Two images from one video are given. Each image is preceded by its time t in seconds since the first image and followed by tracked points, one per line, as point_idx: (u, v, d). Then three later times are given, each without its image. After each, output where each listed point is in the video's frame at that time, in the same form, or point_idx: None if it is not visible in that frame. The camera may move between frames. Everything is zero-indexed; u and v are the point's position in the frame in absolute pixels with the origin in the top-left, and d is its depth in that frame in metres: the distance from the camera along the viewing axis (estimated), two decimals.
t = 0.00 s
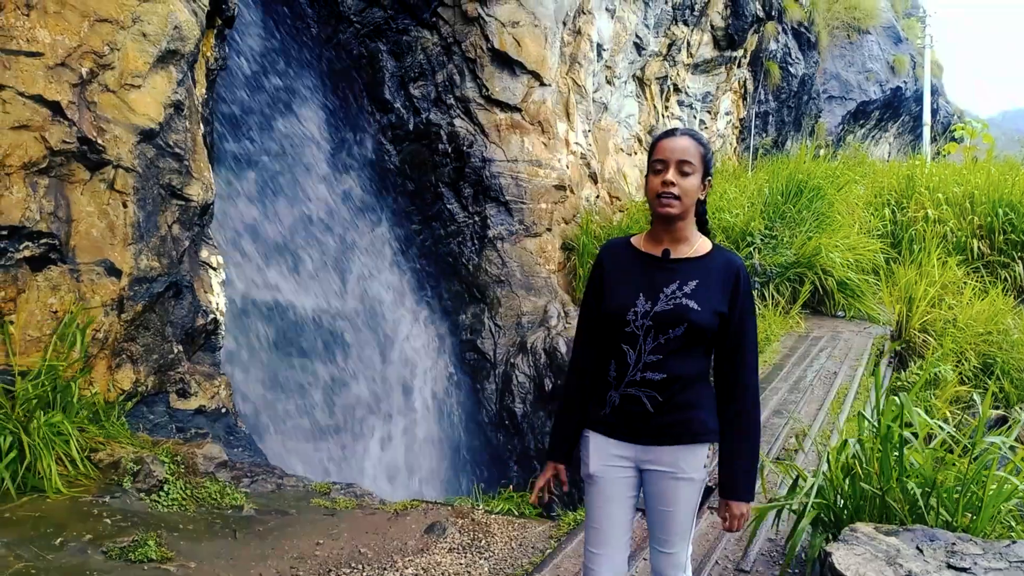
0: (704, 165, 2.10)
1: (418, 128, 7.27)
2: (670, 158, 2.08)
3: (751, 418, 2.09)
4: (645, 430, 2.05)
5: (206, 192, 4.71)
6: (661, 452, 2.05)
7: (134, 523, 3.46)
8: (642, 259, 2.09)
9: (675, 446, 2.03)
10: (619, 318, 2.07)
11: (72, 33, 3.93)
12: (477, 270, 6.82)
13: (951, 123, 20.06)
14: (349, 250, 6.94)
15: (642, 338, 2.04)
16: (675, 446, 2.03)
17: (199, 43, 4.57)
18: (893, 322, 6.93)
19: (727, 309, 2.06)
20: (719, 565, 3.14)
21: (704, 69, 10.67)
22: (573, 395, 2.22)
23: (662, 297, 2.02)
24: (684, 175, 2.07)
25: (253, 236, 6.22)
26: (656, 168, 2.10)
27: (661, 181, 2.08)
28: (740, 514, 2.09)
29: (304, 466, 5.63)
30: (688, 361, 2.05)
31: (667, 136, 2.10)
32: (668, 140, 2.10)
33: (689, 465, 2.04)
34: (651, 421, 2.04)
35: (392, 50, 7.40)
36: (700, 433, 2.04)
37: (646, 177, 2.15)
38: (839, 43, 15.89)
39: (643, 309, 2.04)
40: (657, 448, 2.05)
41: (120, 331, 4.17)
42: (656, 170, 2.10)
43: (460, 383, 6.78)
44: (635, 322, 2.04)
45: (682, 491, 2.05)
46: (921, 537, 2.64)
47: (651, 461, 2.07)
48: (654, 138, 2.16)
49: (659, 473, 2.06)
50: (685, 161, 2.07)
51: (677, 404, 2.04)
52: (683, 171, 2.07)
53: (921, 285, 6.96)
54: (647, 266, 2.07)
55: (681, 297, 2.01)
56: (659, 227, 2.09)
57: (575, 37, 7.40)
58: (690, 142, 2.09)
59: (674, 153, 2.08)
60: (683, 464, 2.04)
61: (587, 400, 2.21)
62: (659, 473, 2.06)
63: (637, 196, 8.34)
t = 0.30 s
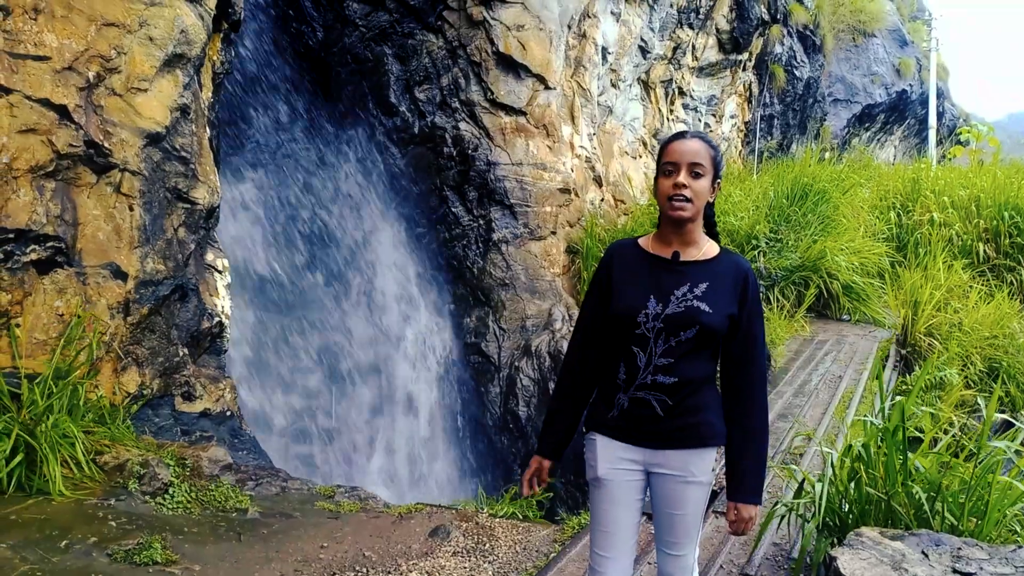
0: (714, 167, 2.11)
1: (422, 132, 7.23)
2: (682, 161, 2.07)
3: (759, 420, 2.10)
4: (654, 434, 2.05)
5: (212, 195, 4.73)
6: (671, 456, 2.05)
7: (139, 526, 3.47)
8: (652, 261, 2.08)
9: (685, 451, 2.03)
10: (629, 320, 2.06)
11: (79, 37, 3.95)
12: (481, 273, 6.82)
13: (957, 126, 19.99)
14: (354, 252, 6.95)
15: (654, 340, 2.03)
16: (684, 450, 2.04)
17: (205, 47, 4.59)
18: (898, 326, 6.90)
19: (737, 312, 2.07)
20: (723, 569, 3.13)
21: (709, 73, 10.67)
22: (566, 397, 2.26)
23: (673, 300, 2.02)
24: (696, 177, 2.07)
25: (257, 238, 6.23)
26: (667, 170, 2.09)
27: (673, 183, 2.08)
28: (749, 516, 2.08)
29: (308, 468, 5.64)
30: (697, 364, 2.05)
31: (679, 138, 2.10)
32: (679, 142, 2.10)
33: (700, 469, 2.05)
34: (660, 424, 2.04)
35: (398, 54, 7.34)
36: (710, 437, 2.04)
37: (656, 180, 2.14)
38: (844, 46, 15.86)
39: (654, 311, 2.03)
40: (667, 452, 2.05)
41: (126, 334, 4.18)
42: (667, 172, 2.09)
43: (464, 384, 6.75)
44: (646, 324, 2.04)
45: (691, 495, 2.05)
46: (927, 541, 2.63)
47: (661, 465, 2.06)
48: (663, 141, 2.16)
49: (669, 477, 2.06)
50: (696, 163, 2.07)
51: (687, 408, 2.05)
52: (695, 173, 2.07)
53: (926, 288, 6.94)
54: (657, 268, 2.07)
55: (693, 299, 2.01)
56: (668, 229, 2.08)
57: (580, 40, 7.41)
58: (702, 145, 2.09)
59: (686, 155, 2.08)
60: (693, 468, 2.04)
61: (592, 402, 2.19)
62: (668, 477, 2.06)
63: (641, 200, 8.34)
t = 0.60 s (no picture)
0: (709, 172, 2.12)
1: (421, 135, 7.25)
2: (683, 168, 2.06)
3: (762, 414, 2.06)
4: (656, 438, 2.06)
5: (210, 198, 4.73)
6: (673, 459, 2.06)
7: (137, 530, 3.46)
8: (652, 265, 2.08)
9: (687, 454, 2.04)
10: (631, 324, 2.06)
11: (79, 40, 3.95)
12: (480, 276, 6.83)
13: (955, 131, 20.03)
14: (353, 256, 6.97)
15: (656, 342, 2.03)
16: (686, 453, 2.04)
17: (205, 51, 4.60)
18: (897, 330, 6.91)
19: (738, 310, 2.05)
20: (722, 573, 3.13)
21: (708, 77, 10.69)
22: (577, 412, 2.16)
23: (674, 301, 2.02)
24: (698, 184, 2.07)
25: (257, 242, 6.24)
26: (668, 179, 2.07)
27: (677, 192, 2.07)
28: (748, 514, 2.03)
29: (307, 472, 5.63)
30: (700, 366, 2.05)
31: (672, 146, 2.09)
32: (674, 150, 2.08)
33: (702, 472, 2.05)
34: (663, 428, 2.05)
35: (397, 58, 7.38)
36: (712, 440, 2.04)
37: (656, 189, 2.12)
38: (843, 51, 15.89)
39: (656, 313, 2.03)
40: (669, 456, 2.06)
41: (124, 337, 4.18)
42: (670, 182, 2.07)
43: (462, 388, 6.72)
44: (648, 327, 2.04)
45: (693, 498, 2.06)
46: (926, 545, 2.63)
47: (662, 468, 2.07)
48: (654, 149, 2.13)
49: (672, 481, 2.07)
50: (696, 170, 2.07)
51: (690, 410, 2.05)
52: (696, 180, 2.07)
53: (924, 292, 6.95)
54: (657, 271, 2.07)
55: (694, 299, 2.01)
56: (668, 233, 2.09)
57: (579, 44, 7.42)
58: (695, 150, 2.09)
59: (684, 162, 2.07)
60: (694, 471, 2.05)
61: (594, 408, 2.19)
62: (671, 481, 2.07)
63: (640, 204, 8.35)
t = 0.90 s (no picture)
0: (699, 169, 2.11)
1: (422, 136, 7.27)
2: (668, 171, 2.06)
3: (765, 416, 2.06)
4: (658, 437, 2.06)
5: (211, 200, 4.74)
6: (674, 457, 2.05)
7: (137, 531, 3.46)
8: (653, 266, 2.09)
9: (688, 452, 2.04)
10: (635, 325, 2.06)
11: (79, 42, 3.95)
12: (481, 277, 6.83)
13: (955, 131, 20.03)
14: (354, 256, 6.97)
15: (660, 344, 2.03)
16: (688, 452, 2.05)
17: (205, 52, 4.61)
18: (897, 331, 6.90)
19: (741, 312, 2.07)
20: (722, 574, 3.13)
21: (708, 78, 10.70)
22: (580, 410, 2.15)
23: (678, 303, 2.02)
24: (685, 184, 2.06)
25: (258, 242, 6.24)
26: (655, 183, 2.08)
27: (666, 195, 2.07)
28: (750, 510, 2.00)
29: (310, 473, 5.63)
30: (704, 367, 2.05)
31: (656, 150, 2.09)
32: (659, 153, 2.08)
33: (703, 470, 2.05)
34: (665, 426, 2.05)
35: (397, 59, 7.40)
36: (713, 439, 2.05)
37: (647, 195, 2.13)
38: (843, 52, 15.88)
39: (660, 315, 2.03)
40: (670, 453, 2.06)
41: (125, 338, 4.18)
42: (658, 186, 2.08)
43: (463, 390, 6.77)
44: (652, 329, 2.03)
45: (693, 497, 2.06)
46: (926, 546, 2.63)
47: (663, 466, 2.07)
48: (642, 153, 2.14)
49: (673, 479, 2.07)
50: (683, 170, 2.06)
51: (692, 409, 2.05)
52: (683, 180, 2.06)
53: (924, 293, 6.95)
54: (660, 273, 2.07)
55: (698, 302, 2.01)
56: (666, 235, 2.09)
57: (579, 45, 7.42)
58: (681, 150, 2.08)
59: (670, 165, 2.06)
60: (695, 469, 2.05)
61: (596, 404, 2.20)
62: (672, 479, 2.07)
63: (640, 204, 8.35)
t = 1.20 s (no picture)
0: (710, 167, 2.11)
1: (424, 135, 7.24)
2: (680, 164, 2.06)
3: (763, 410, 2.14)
4: (664, 436, 2.05)
5: (213, 198, 4.75)
6: (680, 457, 2.05)
7: (140, 529, 3.47)
8: (658, 265, 2.07)
9: (693, 451, 2.04)
10: (639, 326, 2.04)
11: (82, 40, 3.95)
12: (483, 275, 6.84)
13: (958, 129, 19.98)
14: (357, 253, 6.97)
15: (666, 346, 2.02)
16: (693, 451, 2.04)
17: (207, 50, 4.61)
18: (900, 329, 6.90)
19: (743, 313, 2.08)
20: (724, 572, 3.13)
21: (710, 76, 10.68)
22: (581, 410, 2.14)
23: (683, 304, 2.01)
24: (696, 179, 2.06)
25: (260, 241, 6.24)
26: (666, 175, 2.08)
27: (675, 187, 2.06)
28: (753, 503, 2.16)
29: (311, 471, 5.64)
30: (707, 367, 2.06)
31: (670, 142, 2.09)
32: (673, 146, 2.08)
33: (708, 469, 2.06)
34: (671, 426, 2.04)
35: (399, 57, 7.41)
36: (720, 438, 2.05)
37: (655, 186, 2.12)
38: (846, 49, 15.83)
39: (665, 317, 2.01)
40: (675, 453, 2.05)
41: (128, 336, 4.19)
42: (668, 177, 2.07)
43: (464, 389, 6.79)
44: (657, 330, 2.02)
45: (699, 494, 2.06)
46: (929, 544, 2.63)
47: (668, 465, 2.07)
48: (655, 145, 2.14)
49: (677, 478, 2.06)
50: (695, 165, 2.06)
51: (696, 409, 2.05)
52: (694, 175, 2.06)
53: (927, 291, 6.94)
54: (663, 272, 2.05)
55: (703, 303, 2.01)
56: (671, 232, 2.08)
57: (582, 43, 7.41)
58: (695, 146, 2.09)
59: (683, 159, 2.06)
60: (701, 468, 2.05)
61: (596, 403, 2.18)
62: (676, 477, 2.07)
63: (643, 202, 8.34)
